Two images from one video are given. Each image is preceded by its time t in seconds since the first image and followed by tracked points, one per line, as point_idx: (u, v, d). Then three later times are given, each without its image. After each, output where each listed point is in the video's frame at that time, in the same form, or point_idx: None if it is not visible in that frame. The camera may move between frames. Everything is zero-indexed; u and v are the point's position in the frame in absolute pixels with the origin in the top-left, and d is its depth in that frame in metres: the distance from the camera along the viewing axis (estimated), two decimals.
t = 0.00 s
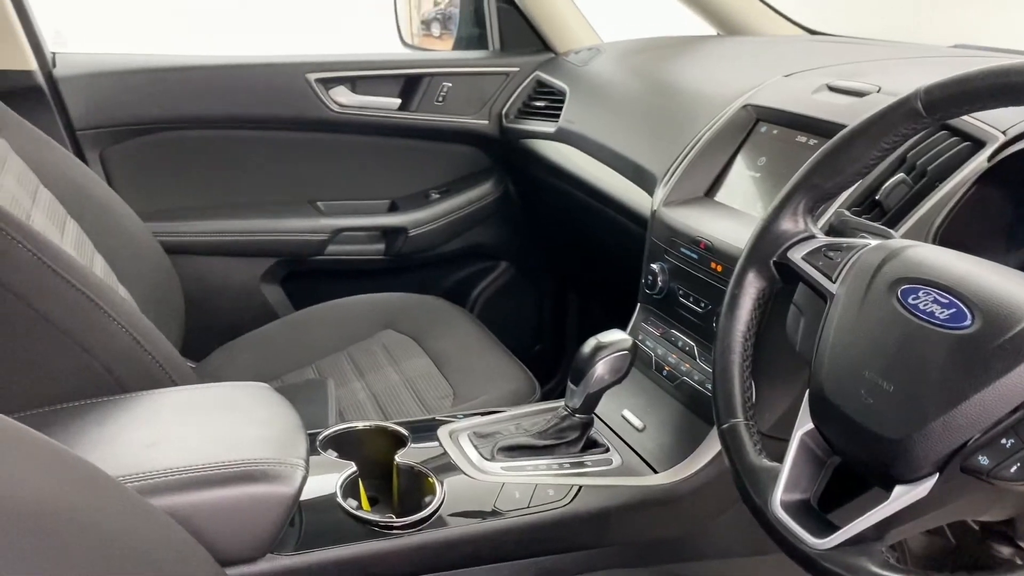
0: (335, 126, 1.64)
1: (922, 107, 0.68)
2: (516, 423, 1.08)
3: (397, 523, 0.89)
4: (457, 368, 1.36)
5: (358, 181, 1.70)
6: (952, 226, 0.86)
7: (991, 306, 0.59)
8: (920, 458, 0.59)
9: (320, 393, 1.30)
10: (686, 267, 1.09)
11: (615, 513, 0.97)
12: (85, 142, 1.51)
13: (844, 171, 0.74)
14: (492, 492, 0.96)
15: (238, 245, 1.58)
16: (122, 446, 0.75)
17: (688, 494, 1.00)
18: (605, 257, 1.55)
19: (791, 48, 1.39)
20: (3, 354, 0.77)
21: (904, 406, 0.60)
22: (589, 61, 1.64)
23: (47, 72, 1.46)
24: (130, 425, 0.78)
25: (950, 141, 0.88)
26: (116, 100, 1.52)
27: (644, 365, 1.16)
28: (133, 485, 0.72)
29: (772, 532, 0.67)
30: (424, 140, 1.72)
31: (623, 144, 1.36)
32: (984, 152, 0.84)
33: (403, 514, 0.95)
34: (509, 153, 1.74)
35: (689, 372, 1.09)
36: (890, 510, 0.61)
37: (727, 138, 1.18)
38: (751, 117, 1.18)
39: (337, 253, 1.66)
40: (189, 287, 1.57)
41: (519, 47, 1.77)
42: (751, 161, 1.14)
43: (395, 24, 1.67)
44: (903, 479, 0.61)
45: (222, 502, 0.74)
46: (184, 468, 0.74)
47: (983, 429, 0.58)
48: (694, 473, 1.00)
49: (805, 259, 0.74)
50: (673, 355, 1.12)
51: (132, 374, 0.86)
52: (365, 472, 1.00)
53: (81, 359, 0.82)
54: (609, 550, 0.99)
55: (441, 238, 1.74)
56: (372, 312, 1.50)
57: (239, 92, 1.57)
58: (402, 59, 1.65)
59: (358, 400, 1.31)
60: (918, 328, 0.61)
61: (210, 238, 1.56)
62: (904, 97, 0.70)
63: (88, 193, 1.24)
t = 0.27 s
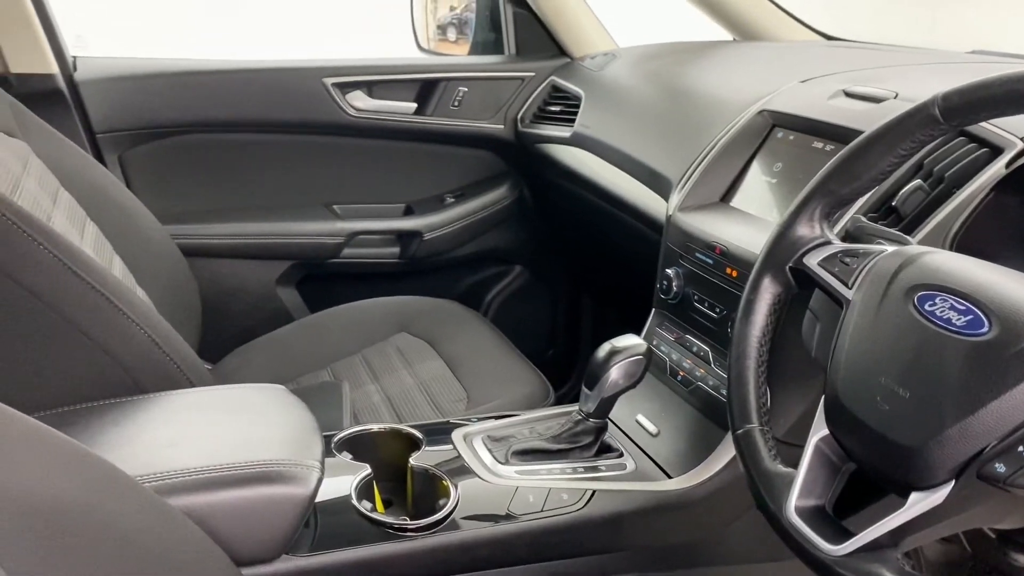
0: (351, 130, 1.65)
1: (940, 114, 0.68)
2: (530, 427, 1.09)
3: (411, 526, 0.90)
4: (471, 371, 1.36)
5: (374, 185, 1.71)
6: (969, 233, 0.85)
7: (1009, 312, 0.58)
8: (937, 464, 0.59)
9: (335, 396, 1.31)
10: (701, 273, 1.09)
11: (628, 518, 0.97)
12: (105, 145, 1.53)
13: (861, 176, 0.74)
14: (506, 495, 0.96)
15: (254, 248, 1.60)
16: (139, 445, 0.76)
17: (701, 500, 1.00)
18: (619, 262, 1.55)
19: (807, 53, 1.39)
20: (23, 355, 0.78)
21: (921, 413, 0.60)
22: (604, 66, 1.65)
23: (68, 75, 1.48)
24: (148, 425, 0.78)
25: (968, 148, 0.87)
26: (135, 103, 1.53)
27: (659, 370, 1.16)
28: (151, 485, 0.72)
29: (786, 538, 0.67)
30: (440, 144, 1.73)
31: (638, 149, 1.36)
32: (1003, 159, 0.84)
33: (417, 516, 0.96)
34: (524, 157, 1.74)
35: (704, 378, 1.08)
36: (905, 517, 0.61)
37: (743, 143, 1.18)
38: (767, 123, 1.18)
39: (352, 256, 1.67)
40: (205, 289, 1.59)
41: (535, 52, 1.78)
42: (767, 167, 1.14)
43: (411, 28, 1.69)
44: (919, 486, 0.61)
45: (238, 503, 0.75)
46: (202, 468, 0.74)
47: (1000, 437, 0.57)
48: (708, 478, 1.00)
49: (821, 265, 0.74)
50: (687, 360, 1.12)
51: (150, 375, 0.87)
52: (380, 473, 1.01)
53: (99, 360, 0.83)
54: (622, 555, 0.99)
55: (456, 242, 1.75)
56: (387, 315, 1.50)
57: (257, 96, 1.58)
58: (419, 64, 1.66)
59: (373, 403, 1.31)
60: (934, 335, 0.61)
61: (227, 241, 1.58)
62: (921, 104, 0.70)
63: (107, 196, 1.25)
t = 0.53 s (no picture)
0: (365, 135, 1.66)
1: (950, 120, 0.68)
2: (541, 430, 1.09)
3: (421, 527, 0.90)
4: (483, 375, 1.37)
5: (387, 189, 1.72)
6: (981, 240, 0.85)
7: (1018, 318, 0.58)
8: (945, 469, 0.59)
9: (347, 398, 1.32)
10: (712, 277, 1.09)
11: (637, 522, 0.98)
12: (122, 148, 1.55)
13: (871, 182, 0.74)
14: (516, 498, 0.97)
15: (268, 251, 1.61)
16: (154, 444, 0.77)
17: (711, 504, 1.00)
18: (631, 267, 1.55)
19: (820, 59, 1.39)
20: (41, 354, 0.79)
21: (929, 418, 0.60)
22: (617, 71, 1.65)
23: (86, 79, 1.50)
24: (164, 424, 0.80)
25: (981, 154, 0.87)
26: (153, 108, 1.55)
27: (669, 375, 1.16)
28: (165, 483, 0.73)
29: (794, 542, 0.67)
30: (453, 149, 1.74)
31: (650, 154, 1.37)
32: (1015, 165, 0.84)
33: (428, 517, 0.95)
34: (537, 162, 1.75)
35: (714, 383, 1.09)
36: (914, 521, 0.61)
37: (755, 149, 1.18)
38: (780, 128, 1.18)
39: (366, 260, 1.68)
40: (220, 291, 1.60)
41: (548, 57, 1.79)
42: (779, 172, 1.14)
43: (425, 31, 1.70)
44: (927, 491, 0.61)
45: (250, 503, 0.75)
46: (215, 468, 0.75)
47: (1008, 442, 0.57)
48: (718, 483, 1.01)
49: (831, 270, 0.74)
50: (698, 365, 1.12)
51: (165, 376, 0.88)
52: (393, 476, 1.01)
53: (114, 359, 0.84)
54: (632, 558, 0.99)
55: (468, 246, 1.75)
56: (400, 319, 1.51)
57: (271, 100, 1.60)
58: (432, 69, 1.68)
59: (384, 405, 1.32)
60: (943, 341, 0.61)
61: (241, 244, 1.59)
62: (932, 110, 0.70)
63: (124, 199, 1.27)
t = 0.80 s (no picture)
0: (381, 138, 1.68)
1: (964, 124, 0.69)
2: (554, 432, 1.10)
3: (435, 526, 0.91)
4: (496, 377, 1.37)
5: (402, 192, 1.73)
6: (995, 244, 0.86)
7: None
8: (959, 471, 0.60)
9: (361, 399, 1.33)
10: (726, 281, 1.09)
11: (651, 523, 0.98)
12: (140, 150, 1.57)
13: (885, 186, 0.75)
14: (529, 499, 0.97)
15: (284, 253, 1.63)
16: (173, 442, 0.78)
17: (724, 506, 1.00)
18: (644, 270, 1.56)
19: (835, 64, 1.39)
20: (61, 352, 0.81)
21: (942, 419, 0.60)
22: (631, 76, 1.66)
23: (106, 82, 1.52)
24: (182, 421, 0.81)
25: (995, 159, 0.88)
26: (171, 111, 1.57)
27: (683, 378, 1.16)
28: (184, 480, 0.74)
29: (807, 543, 0.67)
30: (468, 152, 1.75)
31: (665, 158, 1.37)
32: None
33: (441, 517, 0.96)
34: (550, 165, 1.76)
35: (727, 386, 1.09)
36: (927, 523, 0.61)
37: (769, 153, 1.19)
38: (794, 132, 1.18)
39: (380, 262, 1.70)
40: (236, 293, 1.62)
41: (563, 61, 1.80)
42: (793, 176, 1.15)
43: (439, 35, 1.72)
44: (940, 492, 0.61)
45: (267, 500, 0.76)
46: (233, 466, 0.76)
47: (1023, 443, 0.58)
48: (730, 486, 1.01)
49: (845, 273, 0.74)
50: (711, 368, 1.12)
51: (183, 376, 0.89)
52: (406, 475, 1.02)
53: (133, 357, 0.85)
54: (645, 560, 1.00)
55: (482, 249, 1.76)
56: (414, 321, 1.52)
57: (288, 104, 1.61)
58: (447, 73, 1.69)
59: (398, 406, 1.33)
60: (957, 343, 0.61)
61: (257, 246, 1.60)
62: (946, 114, 0.70)
63: (144, 200, 1.28)
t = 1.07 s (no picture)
0: (395, 142, 1.69)
1: (977, 128, 0.69)
2: (566, 434, 1.10)
3: (449, 526, 0.92)
4: (509, 379, 1.38)
5: (417, 196, 1.75)
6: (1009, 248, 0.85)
7: None
8: (970, 473, 0.60)
9: (375, 400, 1.34)
10: (739, 285, 1.10)
11: (662, 526, 0.98)
12: (158, 153, 1.59)
13: (898, 190, 0.75)
14: (542, 499, 0.98)
15: (300, 256, 1.64)
16: (191, 441, 0.79)
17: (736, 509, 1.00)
18: (657, 275, 1.56)
19: (849, 69, 1.40)
20: (82, 351, 0.82)
21: (954, 421, 0.61)
22: (645, 81, 1.67)
23: (125, 86, 1.54)
24: (200, 421, 0.82)
25: (1008, 164, 0.88)
26: (189, 115, 1.59)
27: (695, 381, 1.17)
28: (202, 478, 0.76)
29: (819, 544, 0.68)
30: (482, 157, 1.76)
31: (678, 163, 1.38)
32: None
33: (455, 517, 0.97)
34: (563, 170, 1.77)
35: (740, 389, 1.09)
36: (938, 524, 0.61)
37: (782, 157, 1.19)
38: (807, 136, 1.19)
39: (394, 266, 1.71)
40: (252, 295, 1.63)
41: (577, 66, 1.81)
42: (806, 181, 1.15)
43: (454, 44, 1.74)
44: (951, 494, 0.62)
45: (284, 498, 0.78)
46: (250, 464, 0.78)
47: None
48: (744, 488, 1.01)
49: (857, 276, 0.75)
50: (723, 371, 1.13)
51: (200, 376, 0.90)
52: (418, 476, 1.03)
53: (151, 357, 0.86)
54: (656, 562, 1.00)
55: (495, 252, 1.77)
56: (427, 323, 1.53)
57: (304, 108, 1.63)
58: (461, 78, 1.70)
59: (411, 407, 1.34)
60: (969, 346, 0.61)
61: (273, 249, 1.62)
62: (959, 119, 0.71)
63: (162, 203, 1.30)
